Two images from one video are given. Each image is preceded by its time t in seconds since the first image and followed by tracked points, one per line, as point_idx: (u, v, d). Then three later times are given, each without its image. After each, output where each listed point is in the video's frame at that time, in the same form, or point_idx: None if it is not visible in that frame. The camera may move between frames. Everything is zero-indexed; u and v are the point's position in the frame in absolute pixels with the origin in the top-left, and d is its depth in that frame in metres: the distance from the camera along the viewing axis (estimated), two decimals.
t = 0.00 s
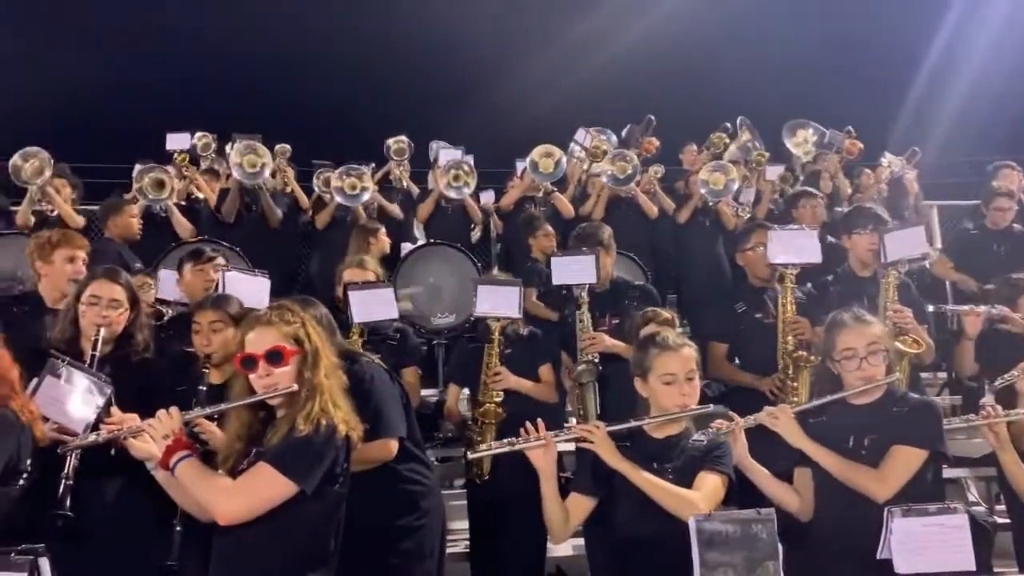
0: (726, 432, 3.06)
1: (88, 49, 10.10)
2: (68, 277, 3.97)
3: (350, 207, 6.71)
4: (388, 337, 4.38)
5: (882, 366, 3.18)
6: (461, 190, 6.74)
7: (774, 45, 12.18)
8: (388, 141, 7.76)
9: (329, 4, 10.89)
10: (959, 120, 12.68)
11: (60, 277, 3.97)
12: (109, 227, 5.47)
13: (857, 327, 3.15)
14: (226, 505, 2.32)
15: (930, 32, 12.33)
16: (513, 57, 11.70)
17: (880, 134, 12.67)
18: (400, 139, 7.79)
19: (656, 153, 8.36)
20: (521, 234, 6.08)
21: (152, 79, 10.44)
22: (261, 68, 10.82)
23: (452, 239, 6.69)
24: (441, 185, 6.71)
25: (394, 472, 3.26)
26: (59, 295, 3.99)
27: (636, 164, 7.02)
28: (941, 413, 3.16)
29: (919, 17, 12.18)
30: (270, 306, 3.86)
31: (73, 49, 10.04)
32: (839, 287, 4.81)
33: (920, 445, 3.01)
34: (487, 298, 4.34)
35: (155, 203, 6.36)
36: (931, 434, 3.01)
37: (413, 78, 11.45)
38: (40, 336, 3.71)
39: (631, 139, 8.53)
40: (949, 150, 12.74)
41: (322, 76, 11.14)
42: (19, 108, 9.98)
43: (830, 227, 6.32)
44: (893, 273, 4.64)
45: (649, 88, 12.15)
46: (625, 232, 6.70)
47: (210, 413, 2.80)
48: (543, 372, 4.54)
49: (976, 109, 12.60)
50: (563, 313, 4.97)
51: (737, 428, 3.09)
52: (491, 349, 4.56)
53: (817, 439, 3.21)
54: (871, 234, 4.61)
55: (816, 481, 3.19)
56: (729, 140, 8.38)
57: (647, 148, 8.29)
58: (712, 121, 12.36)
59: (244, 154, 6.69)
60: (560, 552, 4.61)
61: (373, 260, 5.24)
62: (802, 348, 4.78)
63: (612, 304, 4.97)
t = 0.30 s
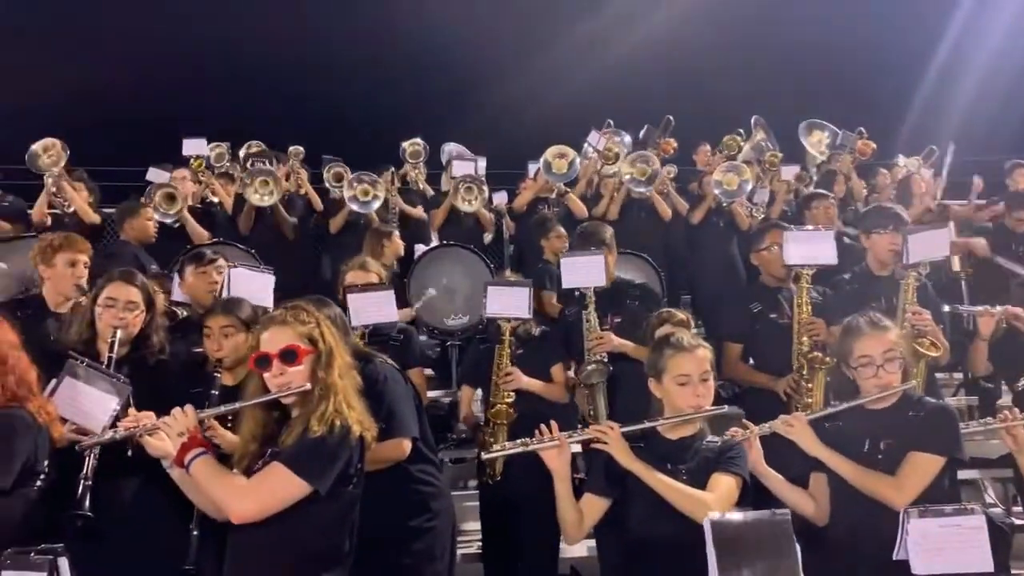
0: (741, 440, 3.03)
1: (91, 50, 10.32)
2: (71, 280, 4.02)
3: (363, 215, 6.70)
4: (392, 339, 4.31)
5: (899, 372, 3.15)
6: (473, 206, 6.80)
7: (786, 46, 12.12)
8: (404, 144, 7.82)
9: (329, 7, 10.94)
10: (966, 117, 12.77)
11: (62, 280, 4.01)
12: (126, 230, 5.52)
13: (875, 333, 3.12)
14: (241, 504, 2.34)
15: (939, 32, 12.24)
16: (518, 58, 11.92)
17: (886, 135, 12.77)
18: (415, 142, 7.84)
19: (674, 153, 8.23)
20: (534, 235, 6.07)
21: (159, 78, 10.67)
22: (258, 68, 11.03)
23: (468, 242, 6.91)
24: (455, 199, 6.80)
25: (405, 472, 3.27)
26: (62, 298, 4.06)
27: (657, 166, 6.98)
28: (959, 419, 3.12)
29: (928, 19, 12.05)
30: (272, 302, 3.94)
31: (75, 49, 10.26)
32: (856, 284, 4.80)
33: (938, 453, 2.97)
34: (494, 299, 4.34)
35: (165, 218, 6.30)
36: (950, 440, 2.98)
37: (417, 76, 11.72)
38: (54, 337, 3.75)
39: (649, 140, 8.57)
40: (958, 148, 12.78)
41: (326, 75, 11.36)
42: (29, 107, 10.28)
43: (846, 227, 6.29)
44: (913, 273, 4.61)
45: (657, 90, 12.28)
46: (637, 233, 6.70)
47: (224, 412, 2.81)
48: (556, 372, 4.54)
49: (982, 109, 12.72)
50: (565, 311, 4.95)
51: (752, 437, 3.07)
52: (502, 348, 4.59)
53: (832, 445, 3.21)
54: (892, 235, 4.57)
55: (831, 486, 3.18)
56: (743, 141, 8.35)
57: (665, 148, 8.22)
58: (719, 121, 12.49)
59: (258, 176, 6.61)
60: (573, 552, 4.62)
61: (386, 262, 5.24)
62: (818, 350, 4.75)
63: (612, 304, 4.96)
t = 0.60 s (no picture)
0: (755, 440, 3.01)
1: (92, 50, 10.42)
2: (70, 282, 4.05)
3: (373, 217, 6.79)
4: (410, 340, 4.33)
5: (913, 370, 3.14)
6: (485, 206, 6.82)
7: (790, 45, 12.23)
8: (418, 146, 7.91)
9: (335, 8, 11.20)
10: (973, 117, 12.84)
11: (62, 282, 4.05)
12: (141, 232, 5.55)
13: (889, 331, 3.10)
14: (256, 506, 2.35)
15: (945, 31, 12.42)
16: (525, 58, 11.97)
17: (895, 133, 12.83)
18: (428, 143, 7.91)
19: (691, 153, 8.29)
20: (546, 236, 6.09)
21: (151, 77, 10.73)
22: (248, 67, 11.09)
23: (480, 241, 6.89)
24: (466, 198, 6.79)
25: (416, 473, 3.28)
26: (64, 300, 4.08)
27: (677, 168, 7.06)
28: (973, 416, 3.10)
29: (934, 20, 12.29)
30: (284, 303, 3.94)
31: (75, 49, 10.36)
32: (870, 285, 4.77)
33: (953, 451, 2.95)
34: (501, 295, 4.36)
35: (178, 221, 6.37)
36: (964, 439, 2.96)
37: (427, 78, 11.76)
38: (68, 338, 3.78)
39: (665, 140, 8.51)
40: (966, 145, 12.86)
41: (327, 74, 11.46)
42: (35, 109, 10.33)
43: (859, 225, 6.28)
44: (924, 272, 4.59)
45: (668, 87, 12.34)
46: (649, 233, 6.71)
47: (237, 412, 2.82)
48: (565, 373, 4.53)
49: (991, 107, 12.77)
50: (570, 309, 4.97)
51: (766, 435, 3.02)
52: (507, 350, 4.61)
53: (847, 445, 3.19)
54: (903, 234, 4.57)
55: (846, 486, 3.16)
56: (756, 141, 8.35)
57: (681, 148, 8.31)
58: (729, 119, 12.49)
59: (275, 178, 6.65)
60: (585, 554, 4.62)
61: (398, 263, 5.25)
62: (830, 350, 4.75)
63: (621, 305, 4.92)
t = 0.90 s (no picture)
0: (769, 441, 2.99)
1: (93, 50, 10.66)
2: (83, 284, 4.05)
3: (383, 204, 6.72)
4: (430, 345, 4.30)
5: (930, 371, 3.11)
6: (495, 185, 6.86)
7: (790, 45, 12.20)
8: (430, 145, 7.88)
9: (334, 8, 11.20)
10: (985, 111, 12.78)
11: (76, 284, 4.05)
12: (156, 235, 5.57)
13: (905, 332, 3.08)
14: (271, 506, 2.36)
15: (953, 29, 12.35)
16: (528, 61, 11.97)
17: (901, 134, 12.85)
18: (439, 143, 7.92)
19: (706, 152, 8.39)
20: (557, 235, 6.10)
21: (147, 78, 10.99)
22: (238, 64, 11.19)
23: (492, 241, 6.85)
24: (475, 176, 6.86)
25: (430, 473, 3.29)
26: (79, 302, 4.10)
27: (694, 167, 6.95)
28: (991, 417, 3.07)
29: (941, 18, 12.11)
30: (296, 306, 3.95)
31: (76, 48, 10.60)
32: (886, 287, 4.71)
33: (970, 453, 2.93)
34: (514, 296, 4.36)
35: (194, 217, 6.40)
36: (983, 440, 2.94)
37: (426, 76, 11.82)
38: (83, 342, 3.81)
39: (679, 139, 8.48)
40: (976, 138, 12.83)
41: (328, 74, 11.53)
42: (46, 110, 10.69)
43: (870, 225, 6.27)
44: (938, 272, 4.57)
45: (674, 81, 12.33)
46: (661, 234, 6.70)
47: (252, 412, 2.83)
48: (576, 373, 4.52)
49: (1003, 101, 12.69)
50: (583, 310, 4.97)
51: (780, 438, 3.00)
52: (516, 351, 4.62)
53: (863, 446, 3.17)
54: (914, 234, 4.54)
55: (861, 488, 3.14)
56: (769, 141, 8.31)
57: (695, 147, 8.34)
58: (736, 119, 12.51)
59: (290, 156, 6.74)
60: (598, 555, 4.62)
61: (409, 265, 5.25)
62: (843, 350, 4.73)
63: (633, 306, 4.92)
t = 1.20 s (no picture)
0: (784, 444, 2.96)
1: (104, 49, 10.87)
2: (111, 284, 4.11)
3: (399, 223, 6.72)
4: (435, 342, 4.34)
5: (946, 375, 3.09)
6: (509, 200, 6.85)
7: (794, 42, 12.36)
8: (440, 148, 8.00)
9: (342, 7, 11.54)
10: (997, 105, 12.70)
11: (104, 285, 4.11)
12: (170, 237, 5.61)
13: (921, 334, 3.06)
14: (286, 505, 2.37)
15: (960, 26, 12.41)
16: (532, 57, 12.19)
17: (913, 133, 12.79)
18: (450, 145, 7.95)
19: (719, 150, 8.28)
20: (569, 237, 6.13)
21: (147, 79, 11.12)
22: (233, 67, 11.38)
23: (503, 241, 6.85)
24: (490, 194, 6.82)
25: (445, 474, 3.29)
26: (105, 302, 4.14)
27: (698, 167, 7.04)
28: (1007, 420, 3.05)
29: (941, 15, 12.32)
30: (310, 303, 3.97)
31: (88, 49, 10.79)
32: (903, 286, 4.69)
33: (986, 454, 2.92)
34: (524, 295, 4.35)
35: (209, 217, 6.45)
36: (999, 442, 2.92)
37: (436, 80, 12.13)
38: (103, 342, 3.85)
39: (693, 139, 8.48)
40: (989, 132, 12.68)
41: (332, 72, 11.73)
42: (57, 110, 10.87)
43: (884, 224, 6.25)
44: (955, 271, 4.55)
45: (681, 81, 12.42)
46: (673, 235, 6.70)
47: (267, 413, 2.84)
48: (588, 374, 4.52)
49: (1015, 93, 12.56)
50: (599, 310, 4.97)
51: (796, 439, 2.96)
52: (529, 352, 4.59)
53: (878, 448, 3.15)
54: (933, 233, 4.50)
55: (877, 490, 3.12)
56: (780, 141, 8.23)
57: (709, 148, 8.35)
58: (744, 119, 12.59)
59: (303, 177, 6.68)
60: (612, 556, 4.61)
61: (422, 264, 5.29)
62: (859, 349, 4.68)
63: (647, 306, 4.92)
